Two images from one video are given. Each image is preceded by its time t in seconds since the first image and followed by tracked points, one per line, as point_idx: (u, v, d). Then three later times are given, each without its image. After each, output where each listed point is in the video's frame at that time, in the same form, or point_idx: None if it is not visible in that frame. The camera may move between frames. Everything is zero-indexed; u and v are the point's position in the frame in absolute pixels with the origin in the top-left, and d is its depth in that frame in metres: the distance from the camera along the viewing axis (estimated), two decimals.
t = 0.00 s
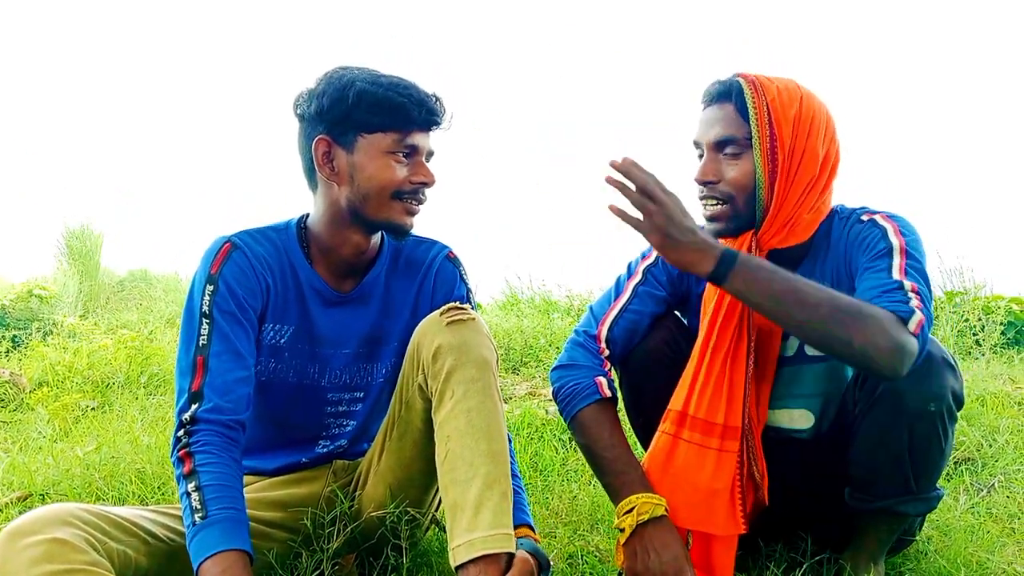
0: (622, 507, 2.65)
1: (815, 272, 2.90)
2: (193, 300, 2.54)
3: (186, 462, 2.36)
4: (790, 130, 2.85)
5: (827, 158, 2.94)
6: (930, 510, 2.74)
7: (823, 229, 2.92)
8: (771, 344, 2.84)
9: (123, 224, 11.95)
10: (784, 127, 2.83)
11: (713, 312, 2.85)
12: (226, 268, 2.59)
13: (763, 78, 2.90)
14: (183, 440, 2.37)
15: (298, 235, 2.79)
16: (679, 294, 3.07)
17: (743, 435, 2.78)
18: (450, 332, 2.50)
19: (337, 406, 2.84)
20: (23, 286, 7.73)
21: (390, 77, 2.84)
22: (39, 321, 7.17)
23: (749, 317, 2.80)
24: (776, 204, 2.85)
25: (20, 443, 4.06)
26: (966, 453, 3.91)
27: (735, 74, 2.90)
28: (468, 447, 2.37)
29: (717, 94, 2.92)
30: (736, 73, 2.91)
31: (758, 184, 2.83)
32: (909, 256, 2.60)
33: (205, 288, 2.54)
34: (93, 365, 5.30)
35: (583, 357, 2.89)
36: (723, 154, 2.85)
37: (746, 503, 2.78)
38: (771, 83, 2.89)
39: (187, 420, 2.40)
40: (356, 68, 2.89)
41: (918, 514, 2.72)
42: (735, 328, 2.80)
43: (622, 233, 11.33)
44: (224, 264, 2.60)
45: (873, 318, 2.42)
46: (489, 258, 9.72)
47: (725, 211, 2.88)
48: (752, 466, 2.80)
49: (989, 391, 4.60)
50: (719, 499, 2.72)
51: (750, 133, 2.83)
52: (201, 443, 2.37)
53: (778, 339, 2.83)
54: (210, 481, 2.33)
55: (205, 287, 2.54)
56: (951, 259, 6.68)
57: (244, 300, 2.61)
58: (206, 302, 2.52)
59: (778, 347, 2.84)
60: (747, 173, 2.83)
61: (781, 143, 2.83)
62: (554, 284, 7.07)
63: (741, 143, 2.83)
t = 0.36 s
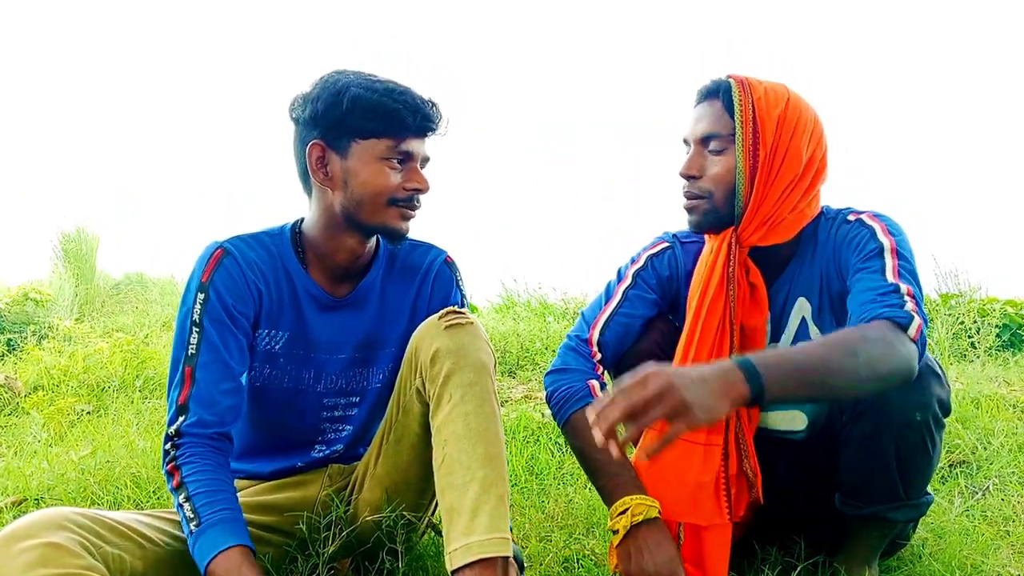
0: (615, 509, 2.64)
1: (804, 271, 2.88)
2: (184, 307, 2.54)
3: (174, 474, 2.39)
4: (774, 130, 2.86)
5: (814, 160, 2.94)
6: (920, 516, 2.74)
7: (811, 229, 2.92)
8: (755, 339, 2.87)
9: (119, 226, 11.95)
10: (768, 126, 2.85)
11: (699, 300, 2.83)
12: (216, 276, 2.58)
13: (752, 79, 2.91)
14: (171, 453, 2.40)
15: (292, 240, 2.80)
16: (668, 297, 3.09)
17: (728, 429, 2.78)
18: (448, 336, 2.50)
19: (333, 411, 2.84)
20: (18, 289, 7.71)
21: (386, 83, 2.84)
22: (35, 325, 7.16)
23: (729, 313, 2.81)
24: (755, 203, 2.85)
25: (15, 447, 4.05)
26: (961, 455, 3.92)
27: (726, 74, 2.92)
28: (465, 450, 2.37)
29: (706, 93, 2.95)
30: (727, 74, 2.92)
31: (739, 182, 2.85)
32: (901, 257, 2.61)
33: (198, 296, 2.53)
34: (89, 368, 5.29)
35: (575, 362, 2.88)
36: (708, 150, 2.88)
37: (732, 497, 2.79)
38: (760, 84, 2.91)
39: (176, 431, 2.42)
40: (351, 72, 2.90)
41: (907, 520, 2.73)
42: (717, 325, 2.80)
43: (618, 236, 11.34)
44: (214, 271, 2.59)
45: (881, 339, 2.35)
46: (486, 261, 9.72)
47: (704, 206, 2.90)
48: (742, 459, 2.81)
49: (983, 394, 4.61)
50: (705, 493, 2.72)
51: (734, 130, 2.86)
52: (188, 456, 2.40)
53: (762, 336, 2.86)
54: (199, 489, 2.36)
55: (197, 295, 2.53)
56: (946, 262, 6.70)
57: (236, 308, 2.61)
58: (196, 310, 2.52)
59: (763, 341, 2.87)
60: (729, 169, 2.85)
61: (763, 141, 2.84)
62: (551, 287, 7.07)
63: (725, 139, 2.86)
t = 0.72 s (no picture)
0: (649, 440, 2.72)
1: (790, 275, 2.86)
2: (185, 316, 2.60)
3: (201, 480, 2.53)
4: (767, 128, 2.87)
5: (805, 166, 2.94)
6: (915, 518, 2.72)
7: (797, 232, 2.90)
8: (739, 339, 2.85)
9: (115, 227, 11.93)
10: (762, 123, 2.86)
11: (684, 298, 2.84)
12: (210, 283, 2.62)
13: (753, 79, 2.93)
14: (191, 461, 2.53)
15: (285, 242, 2.81)
16: (651, 298, 3.07)
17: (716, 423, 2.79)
18: (444, 338, 2.50)
19: (328, 413, 2.83)
20: (13, 290, 7.70)
21: (374, 89, 2.81)
22: (31, 326, 7.14)
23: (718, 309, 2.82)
24: (742, 200, 2.87)
25: (9, 448, 4.04)
26: (956, 457, 3.93)
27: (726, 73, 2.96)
28: (461, 450, 2.37)
29: (704, 89, 3.00)
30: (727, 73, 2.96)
31: (728, 175, 2.87)
32: (896, 274, 2.60)
33: (194, 305, 2.58)
34: (84, 370, 5.27)
35: (552, 349, 2.96)
36: (702, 142, 2.93)
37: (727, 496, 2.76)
38: (759, 84, 2.92)
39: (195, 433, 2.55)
40: (343, 75, 2.88)
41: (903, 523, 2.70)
42: (706, 320, 2.81)
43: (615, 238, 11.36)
44: (208, 279, 2.62)
45: (922, 391, 2.37)
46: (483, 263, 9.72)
47: (695, 197, 2.95)
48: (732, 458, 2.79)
49: (978, 396, 4.62)
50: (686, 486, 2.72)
51: (728, 123, 2.89)
52: (210, 460, 2.54)
53: (745, 335, 2.84)
54: (227, 484, 2.51)
55: (195, 304, 2.58)
56: (941, 265, 6.71)
57: (237, 316, 2.64)
58: (199, 320, 2.58)
59: (746, 342, 2.85)
60: (720, 163, 2.89)
61: (756, 136, 2.86)
62: (548, 289, 7.07)
63: (718, 130, 2.90)
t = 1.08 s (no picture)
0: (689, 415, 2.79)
1: (786, 278, 2.86)
2: (178, 310, 2.61)
3: (182, 472, 2.51)
4: (765, 137, 2.87)
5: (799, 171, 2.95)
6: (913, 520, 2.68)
7: (790, 245, 2.88)
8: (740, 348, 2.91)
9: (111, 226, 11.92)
10: (759, 131, 2.86)
11: (681, 303, 2.91)
12: (204, 277, 2.63)
13: (743, 86, 2.93)
14: (173, 453, 2.52)
15: (282, 240, 2.81)
16: (651, 302, 3.08)
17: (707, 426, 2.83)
18: (445, 338, 2.50)
19: (323, 412, 2.82)
20: (9, 289, 7.69)
21: (363, 90, 2.77)
22: (26, 325, 7.13)
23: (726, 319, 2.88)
24: (743, 214, 2.86)
25: (5, 447, 4.03)
26: (952, 459, 3.93)
27: (714, 79, 2.94)
28: (459, 449, 2.37)
29: (693, 98, 2.97)
30: (714, 79, 2.94)
31: (729, 188, 2.86)
32: (892, 277, 2.60)
33: (187, 298, 2.59)
34: (80, 368, 5.26)
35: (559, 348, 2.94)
36: (697, 156, 2.90)
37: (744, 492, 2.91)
38: (750, 91, 2.92)
39: (178, 425, 2.54)
40: (337, 72, 2.85)
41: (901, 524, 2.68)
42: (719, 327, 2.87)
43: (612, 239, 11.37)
44: (203, 272, 2.63)
45: (927, 400, 2.36)
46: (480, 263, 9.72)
47: (692, 214, 2.93)
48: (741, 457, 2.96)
49: (974, 399, 4.63)
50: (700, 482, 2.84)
51: (725, 136, 2.87)
52: (189, 454, 2.52)
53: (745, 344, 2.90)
54: (208, 475, 2.49)
55: (188, 298, 2.59)
56: (937, 267, 6.72)
57: (228, 311, 2.65)
58: (190, 313, 2.59)
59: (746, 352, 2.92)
60: (717, 178, 2.88)
61: (754, 147, 2.86)
62: (545, 290, 7.06)
63: (715, 145, 2.88)
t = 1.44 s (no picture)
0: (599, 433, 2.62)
1: (788, 275, 2.86)
2: (175, 285, 2.60)
3: (154, 442, 2.46)
4: (754, 137, 2.85)
5: (795, 170, 2.93)
6: (915, 513, 2.67)
7: (791, 240, 2.88)
8: (734, 347, 2.85)
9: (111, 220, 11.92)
10: (748, 133, 2.84)
11: (676, 306, 2.87)
12: (208, 258, 2.65)
13: (732, 86, 2.91)
14: (144, 422, 2.47)
15: (285, 232, 2.82)
16: (651, 297, 3.07)
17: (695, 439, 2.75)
18: (447, 332, 2.49)
19: (320, 404, 2.82)
20: (9, 283, 7.70)
21: (350, 83, 2.76)
22: (26, 318, 7.13)
23: (703, 320, 2.81)
24: (736, 216, 2.83)
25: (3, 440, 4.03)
26: (950, 456, 3.93)
27: (705, 81, 2.93)
28: (460, 442, 2.37)
29: (684, 100, 2.95)
30: (705, 81, 2.93)
31: (720, 195, 2.84)
32: (896, 268, 2.60)
33: (187, 276, 2.60)
34: (79, 362, 5.27)
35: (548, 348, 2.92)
36: (687, 161, 2.88)
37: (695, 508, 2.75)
38: (740, 91, 2.90)
39: (157, 387, 2.49)
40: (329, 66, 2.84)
41: (904, 517, 2.65)
42: (689, 329, 2.82)
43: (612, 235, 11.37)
44: (206, 254, 2.65)
45: (935, 395, 2.35)
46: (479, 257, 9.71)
47: (686, 216, 2.90)
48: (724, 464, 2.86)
49: (973, 395, 4.63)
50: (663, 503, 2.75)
51: (714, 141, 2.85)
52: (165, 425, 2.48)
53: (742, 345, 2.84)
54: (184, 444, 2.47)
55: (188, 275, 2.60)
56: (936, 264, 6.72)
57: (223, 295, 2.66)
58: (185, 290, 2.59)
59: (744, 351, 2.86)
60: (709, 181, 2.85)
61: (743, 150, 2.83)
62: (543, 285, 7.06)
63: (704, 151, 2.86)
